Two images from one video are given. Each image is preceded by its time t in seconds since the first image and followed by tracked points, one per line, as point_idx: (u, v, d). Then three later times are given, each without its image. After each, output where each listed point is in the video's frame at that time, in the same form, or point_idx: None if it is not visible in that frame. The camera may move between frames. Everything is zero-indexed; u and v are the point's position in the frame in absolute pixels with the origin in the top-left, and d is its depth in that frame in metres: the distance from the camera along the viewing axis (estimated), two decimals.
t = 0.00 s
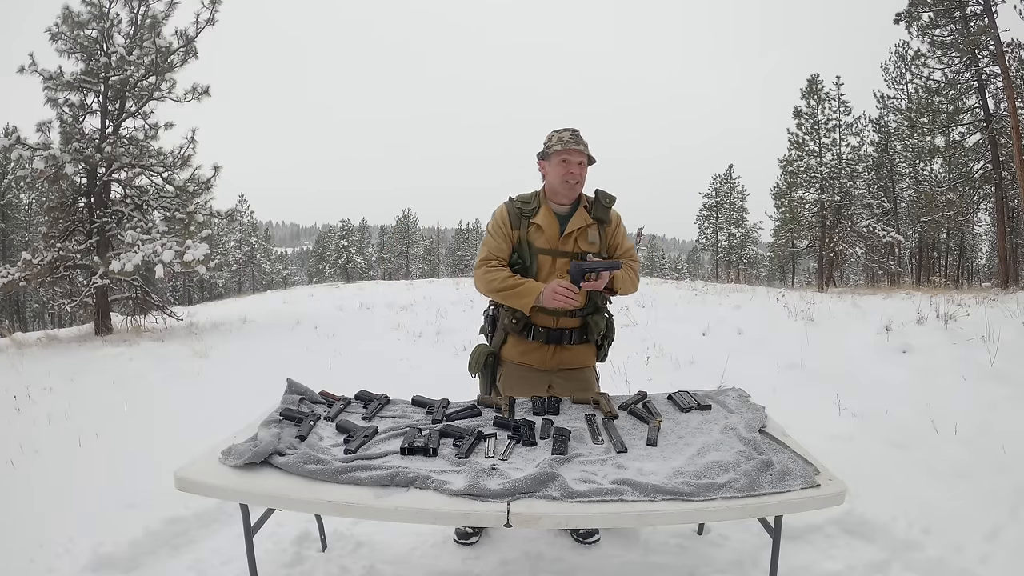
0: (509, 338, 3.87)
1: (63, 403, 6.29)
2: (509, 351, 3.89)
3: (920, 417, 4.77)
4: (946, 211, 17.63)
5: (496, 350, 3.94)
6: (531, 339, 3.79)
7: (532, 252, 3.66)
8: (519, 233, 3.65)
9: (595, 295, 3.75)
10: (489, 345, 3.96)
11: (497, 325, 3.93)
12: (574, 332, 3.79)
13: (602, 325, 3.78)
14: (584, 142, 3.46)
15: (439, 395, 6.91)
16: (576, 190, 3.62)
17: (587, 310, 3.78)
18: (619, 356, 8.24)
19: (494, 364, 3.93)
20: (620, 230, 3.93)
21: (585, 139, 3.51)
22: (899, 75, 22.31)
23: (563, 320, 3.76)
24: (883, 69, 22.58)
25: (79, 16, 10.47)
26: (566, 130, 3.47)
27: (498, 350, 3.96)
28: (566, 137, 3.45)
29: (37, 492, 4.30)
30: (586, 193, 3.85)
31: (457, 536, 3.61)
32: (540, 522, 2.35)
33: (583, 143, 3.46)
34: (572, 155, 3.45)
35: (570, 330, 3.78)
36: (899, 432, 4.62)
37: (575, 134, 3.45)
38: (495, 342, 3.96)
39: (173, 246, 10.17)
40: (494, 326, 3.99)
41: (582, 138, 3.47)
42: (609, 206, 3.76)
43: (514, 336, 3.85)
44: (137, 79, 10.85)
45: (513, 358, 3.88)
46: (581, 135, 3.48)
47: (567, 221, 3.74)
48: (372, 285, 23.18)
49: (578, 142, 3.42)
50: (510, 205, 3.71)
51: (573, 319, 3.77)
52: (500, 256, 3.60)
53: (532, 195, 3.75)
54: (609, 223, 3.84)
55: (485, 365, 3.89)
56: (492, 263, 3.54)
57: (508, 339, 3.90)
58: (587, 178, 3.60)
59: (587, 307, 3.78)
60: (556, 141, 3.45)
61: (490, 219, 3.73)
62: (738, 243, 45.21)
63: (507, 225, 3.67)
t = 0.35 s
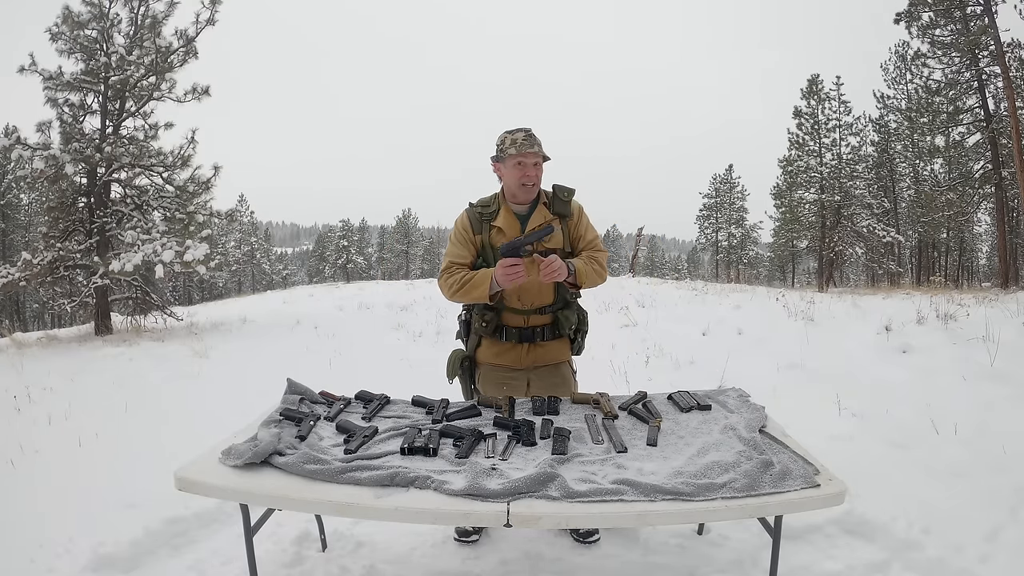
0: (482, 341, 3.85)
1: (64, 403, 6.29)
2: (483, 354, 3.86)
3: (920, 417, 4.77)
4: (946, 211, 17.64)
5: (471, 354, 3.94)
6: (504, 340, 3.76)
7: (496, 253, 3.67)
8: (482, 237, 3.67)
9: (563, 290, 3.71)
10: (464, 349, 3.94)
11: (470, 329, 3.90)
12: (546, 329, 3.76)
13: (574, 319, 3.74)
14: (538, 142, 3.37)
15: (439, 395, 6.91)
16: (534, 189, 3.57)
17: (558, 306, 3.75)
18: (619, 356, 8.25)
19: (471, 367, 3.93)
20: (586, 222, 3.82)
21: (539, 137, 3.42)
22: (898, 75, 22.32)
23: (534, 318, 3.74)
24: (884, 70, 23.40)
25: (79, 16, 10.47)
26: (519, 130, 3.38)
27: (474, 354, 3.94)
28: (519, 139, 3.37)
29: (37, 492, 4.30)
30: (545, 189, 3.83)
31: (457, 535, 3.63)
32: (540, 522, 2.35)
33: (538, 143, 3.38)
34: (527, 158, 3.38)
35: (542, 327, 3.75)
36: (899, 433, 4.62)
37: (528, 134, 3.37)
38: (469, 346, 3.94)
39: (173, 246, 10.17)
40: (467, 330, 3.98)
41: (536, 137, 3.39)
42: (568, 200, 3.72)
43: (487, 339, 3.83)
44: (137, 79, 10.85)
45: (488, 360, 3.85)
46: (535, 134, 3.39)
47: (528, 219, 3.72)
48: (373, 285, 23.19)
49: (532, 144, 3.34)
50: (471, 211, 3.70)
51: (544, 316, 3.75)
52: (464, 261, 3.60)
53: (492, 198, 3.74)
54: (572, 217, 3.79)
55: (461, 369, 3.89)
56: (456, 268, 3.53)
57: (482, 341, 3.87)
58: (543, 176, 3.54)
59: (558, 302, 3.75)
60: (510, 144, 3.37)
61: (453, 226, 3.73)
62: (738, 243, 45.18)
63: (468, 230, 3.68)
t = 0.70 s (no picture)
0: (479, 341, 3.86)
1: (64, 403, 6.29)
2: (481, 354, 3.86)
3: (920, 417, 4.77)
4: (947, 211, 17.63)
5: (469, 353, 3.95)
6: (499, 339, 3.76)
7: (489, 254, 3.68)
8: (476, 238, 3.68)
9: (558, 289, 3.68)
10: (462, 349, 3.95)
11: (468, 329, 3.92)
12: (542, 328, 3.74)
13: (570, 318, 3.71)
14: (527, 143, 3.36)
15: (439, 395, 6.91)
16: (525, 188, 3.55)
17: (553, 304, 3.73)
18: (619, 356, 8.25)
19: (469, 367, 3.94)
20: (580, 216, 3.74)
21: (529, 138, 3.40)
22: (898, 75, 22.31)
23: (529, 317, 3.73)
24: (884, 69, 23.31)
25: (79, 16, 10.47)
26: (509, 131, 3.37)
27: (472, 354, 3.95)
28: (508, 139, 3.36)
29: (39, 492, 4.31)
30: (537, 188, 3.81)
31: (457, 535, 3.63)
32: (540, 521, 2.35)
33: (527, 144, 3.37)
34: (516, 158, 3.37)
35: (538, 325, 3.73)
36: (899, 432, 4.62)
37: (517, 135, 3.35)
38: (467, 346, 3.95)
39: (173, 246, 10.17)
40: (465, 330, 3.98)
41: (525, 138, 3.36)
42: (558, 197, 3.69)
43: (483, 338, 3.83)
44: (137, 79, 10.85)
45: (485, 360, 3.85)
46: (523, 134, 3.37)
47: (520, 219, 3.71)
48: (373, 285, 23.20)
49: (520, 144, 3.33)
50: (465, 212, 3.72)
51: (539, 315, 3.74)
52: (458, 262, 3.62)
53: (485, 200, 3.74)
54: (565, 215, 3.74)
55: (459, 367, 3.91)
56: (451, 266, 3.54)
57: (479, 341, 3.88)
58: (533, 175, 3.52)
59: (553, 301, 3.73)
60: (499, 145, 3.37)
61: (447, 228, 3.75)
62: (738, 243, 45.17)
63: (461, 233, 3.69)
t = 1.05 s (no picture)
0: (484, 340, 3.86)
1: (64, 403, 6.28)
2: (486, 354, 3.87)
3: (920, 417, 4.77)
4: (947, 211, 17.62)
5: (475, 353, 3.96)
6: (504, 339, 3.76)
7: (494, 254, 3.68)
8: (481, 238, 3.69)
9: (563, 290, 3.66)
10: (467, 349, 3.97)
11: (473, 329, 3.94)
12: (547, 329, 3.73)
13: (574, 320, 3.70)
14: (535, 143, 3.35)
15: (439, 395, 6.91)
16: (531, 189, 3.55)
17: (559, 305, 3.71)
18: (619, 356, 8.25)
19: (475, 366, 3.95)
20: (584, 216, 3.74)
21: (537, 138, 3.40)
22: (898, 75, 22.30)
23: (534, 317, 3.72)
24: (884, 69, 23.30)
25: (79, 16, 10.47)
26: (517, 131, 3.36)
27: (477, 353, 3.96)
28: (516, 139, 3.36)
29: (38, 492, 4.31)
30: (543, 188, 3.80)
31: (457, 535, 3.63)
32: (540, 522, 2.35)
33: (534, 144, 3.36)
34: (523, 159, 3.37)
35: (542, 327, 3.73)
36: (899, 432, 4.62)
37: (525, 135, 3.34)
38: (472, 345, 3.96)
39: (173, 246, 10.17)
40: (471, 330, 3.99)
41: (532, 138, 3.35)
42: (564, 198, 3.67)
43: (488, 338, 3.84)
44: (137, 79, 10.85)
45: (490, 360, 3.86)
46: (531, 134, 3.37)
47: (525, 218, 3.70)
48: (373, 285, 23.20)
49: (528, 145, 3.32)
50: (472, 211, 3.72)
51: (544, 316, 3.73)
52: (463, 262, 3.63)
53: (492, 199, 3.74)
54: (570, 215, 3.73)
55: (464, 367, 3.92)
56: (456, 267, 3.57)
57: (484, 340, 3.88)
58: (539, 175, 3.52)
59: (558, 302, 3.71)
60: (506, 144, 3.37)
61: (454, 227, 3.77)
62: (738, 243, 45.15)
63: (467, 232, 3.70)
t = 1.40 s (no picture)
0: (486, 341, 3.86)
1: (64, 403, 6.28)
2: (488, 355, 3.87)
3: (920, 417, 4.77)
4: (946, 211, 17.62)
5: (477, 354, 3.96)
6: (506, 340, 3.76)
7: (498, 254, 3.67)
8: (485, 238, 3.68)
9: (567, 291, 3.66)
10: (469, 349, 3.97)
11: (475, 329, 3.93)
12: (550, 329, 3.73)
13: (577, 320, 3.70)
14: (539, 143, 3.35)
15: (439, 395, 6.91)
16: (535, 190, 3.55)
17: (563, 306, 3.71)
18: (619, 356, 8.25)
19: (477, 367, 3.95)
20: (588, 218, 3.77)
21: (541, 139, 3.40)
22: (898, 75, 22.29)
23: (538, 318, 3.71)
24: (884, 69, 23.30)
25: (79, 16, 10.47)
26: (521, 131, 3.35)
27: (478, 354, 3.96)
28: (520, 139, 3.35)
29: (38, 492, 4.30)
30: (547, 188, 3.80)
31: (457, 535, 3.63)
32: (540, 522, 2.35)
33: (539, 144, 3.36)
34: (527, 158, 3.37)
35: (546, 328, 3.72)
36: (899, 432, 4.62)
37: (529, 135, 3.34)
38: (474, 346, 3.96)
39: (173, 246, 10.16)
40: (472, 330, 3.98)
41: (536, 138, 3.36)
42: (569, 198, 3.67)
43: (490, 338, 3.83)
44: (137, 79, 10.85)
45: (492, 361, 3.86)
46: (536, 135, 3.37)
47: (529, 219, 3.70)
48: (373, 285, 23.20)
49: (532, 145, 3.32)
50: (475, 211, 3.72)
51: (548, 316, 3.72)
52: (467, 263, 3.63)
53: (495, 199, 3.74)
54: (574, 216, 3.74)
55: (466, 367, 3.92)
56: (461, 268, 3.55)
57: (486, 341, 3.88)
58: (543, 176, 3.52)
59: (562, 303, 3.71)
60: (510, 144, 3.36)
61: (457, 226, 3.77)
62: (738, 243, 45.15)
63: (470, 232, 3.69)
